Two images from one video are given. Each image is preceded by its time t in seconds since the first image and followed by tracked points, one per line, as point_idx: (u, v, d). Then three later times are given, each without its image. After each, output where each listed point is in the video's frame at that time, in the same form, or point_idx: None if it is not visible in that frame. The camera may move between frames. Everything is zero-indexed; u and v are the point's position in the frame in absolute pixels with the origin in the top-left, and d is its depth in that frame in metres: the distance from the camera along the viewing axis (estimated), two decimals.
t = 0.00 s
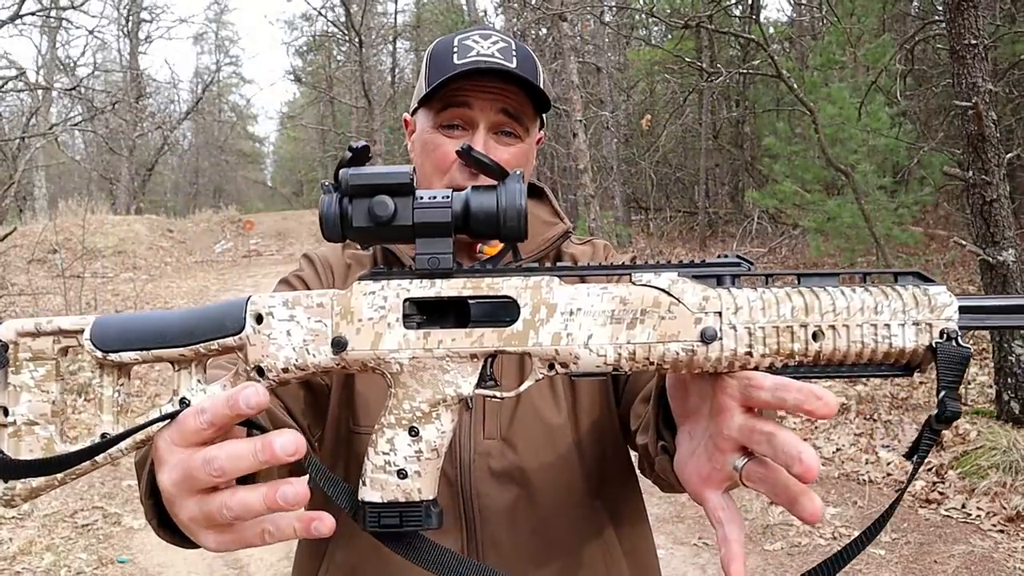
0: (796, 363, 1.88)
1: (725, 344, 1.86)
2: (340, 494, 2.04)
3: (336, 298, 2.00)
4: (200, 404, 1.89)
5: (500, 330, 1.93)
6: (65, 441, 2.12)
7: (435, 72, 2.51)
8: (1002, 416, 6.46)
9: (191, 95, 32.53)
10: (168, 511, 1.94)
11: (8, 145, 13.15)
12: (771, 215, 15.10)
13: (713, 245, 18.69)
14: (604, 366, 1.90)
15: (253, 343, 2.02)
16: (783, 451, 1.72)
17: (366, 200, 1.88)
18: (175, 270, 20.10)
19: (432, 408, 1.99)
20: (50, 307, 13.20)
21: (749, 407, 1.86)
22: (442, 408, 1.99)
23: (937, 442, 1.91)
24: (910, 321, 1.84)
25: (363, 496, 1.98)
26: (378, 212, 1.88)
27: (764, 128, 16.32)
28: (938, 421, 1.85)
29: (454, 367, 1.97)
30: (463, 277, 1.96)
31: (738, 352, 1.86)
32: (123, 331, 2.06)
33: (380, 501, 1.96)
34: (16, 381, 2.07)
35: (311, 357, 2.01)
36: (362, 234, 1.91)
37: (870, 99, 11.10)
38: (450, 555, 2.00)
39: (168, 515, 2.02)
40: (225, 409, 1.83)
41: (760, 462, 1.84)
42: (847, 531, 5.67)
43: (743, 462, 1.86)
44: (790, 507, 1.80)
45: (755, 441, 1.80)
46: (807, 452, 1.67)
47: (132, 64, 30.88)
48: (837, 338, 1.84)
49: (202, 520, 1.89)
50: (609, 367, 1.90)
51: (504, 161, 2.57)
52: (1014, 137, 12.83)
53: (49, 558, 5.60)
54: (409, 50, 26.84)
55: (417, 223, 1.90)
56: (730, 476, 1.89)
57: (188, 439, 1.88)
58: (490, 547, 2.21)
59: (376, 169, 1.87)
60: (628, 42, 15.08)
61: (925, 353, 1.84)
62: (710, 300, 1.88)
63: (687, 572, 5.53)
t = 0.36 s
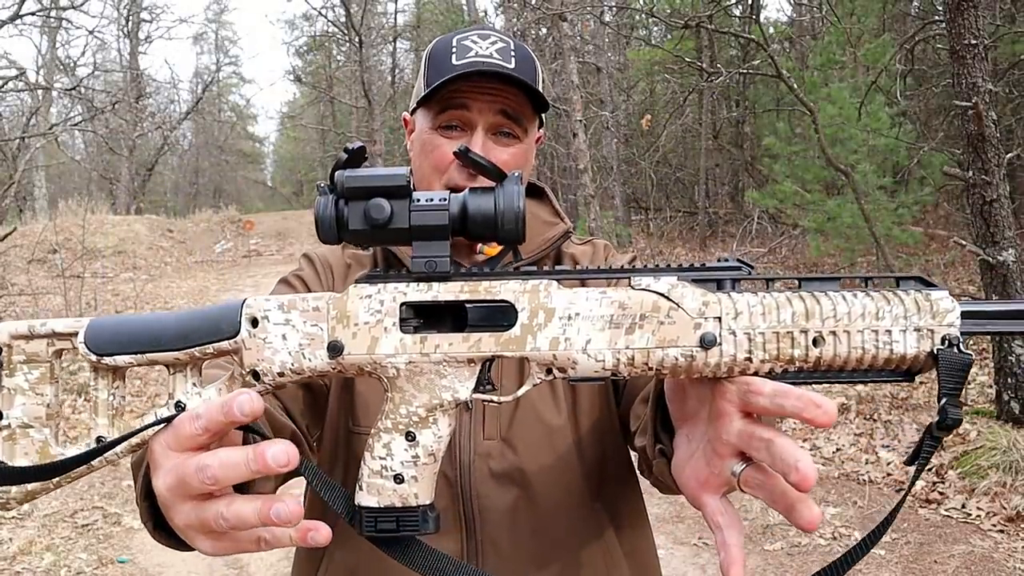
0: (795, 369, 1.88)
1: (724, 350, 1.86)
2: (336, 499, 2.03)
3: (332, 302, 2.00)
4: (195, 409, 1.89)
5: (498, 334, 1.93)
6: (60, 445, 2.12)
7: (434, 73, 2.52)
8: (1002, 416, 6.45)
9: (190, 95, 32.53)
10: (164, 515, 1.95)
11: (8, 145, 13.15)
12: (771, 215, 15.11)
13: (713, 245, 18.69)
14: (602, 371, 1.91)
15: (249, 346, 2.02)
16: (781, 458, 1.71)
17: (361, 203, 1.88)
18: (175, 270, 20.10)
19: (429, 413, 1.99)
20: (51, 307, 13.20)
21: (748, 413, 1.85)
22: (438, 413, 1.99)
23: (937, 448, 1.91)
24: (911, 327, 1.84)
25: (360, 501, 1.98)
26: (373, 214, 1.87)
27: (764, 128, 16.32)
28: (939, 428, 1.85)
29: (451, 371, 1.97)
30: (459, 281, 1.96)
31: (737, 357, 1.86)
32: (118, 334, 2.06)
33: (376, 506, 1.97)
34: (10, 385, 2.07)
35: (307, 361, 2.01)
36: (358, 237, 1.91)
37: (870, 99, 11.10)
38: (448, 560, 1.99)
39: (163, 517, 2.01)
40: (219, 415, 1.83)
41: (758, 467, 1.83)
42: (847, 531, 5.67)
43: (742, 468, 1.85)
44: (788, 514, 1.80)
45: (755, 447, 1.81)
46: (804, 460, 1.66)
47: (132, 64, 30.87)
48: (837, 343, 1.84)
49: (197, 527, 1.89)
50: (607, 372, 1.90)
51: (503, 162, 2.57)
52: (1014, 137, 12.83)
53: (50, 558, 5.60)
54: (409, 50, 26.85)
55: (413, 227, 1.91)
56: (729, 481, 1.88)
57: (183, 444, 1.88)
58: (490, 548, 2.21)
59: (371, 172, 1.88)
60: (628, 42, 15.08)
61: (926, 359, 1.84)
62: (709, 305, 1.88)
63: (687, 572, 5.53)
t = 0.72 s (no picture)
0: (792, 370, 1.89)
1: (720, 351, 1.87)
2: (333, 500, 2.02)
3: (329, 302, 2.00)
4: (193, 410, 1.89)
5: (494, 335, 1.94)
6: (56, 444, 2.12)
7: (432, 73, 2.52)
8: (1002, 416, 6.45)
9: (190, 94, 32.53)
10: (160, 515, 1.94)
11: (8, 145, 13.14)
12: (771, 215, 15.12)
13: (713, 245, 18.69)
14: (599, 371, 1.91)
15: (245, 346, 2.02)
16: (776, 459, 1.69)
17: (358, 202, 1.88)
18: (175, 270, 20.11)
19: (426, 413, 1.99)
20: (51, 307, 13.20)
21: (744, 412, 1.83)
22: (434, 412, 1.99)
23: (933, 449, 1.91)
24: (908, 328, 1.85)
25: (356, 501, 1.98)
26: (370, 214, 1.88)
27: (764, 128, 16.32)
28: (935, 429, 1.84)
29: (447, 372, 1.98)
30: (456, 281, 1.96)
31: (733, 358, 1.86)
32: (114, 333, 2.07)
33: (373, 506, 1.96)
34: (6, 385, 2.07)
35: (303, 362, 2.01)
36: (354, 236, 1.91)
37: (870, 99, 11.09)
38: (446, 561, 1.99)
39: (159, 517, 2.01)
40: (217, 418, 1.83)
41: (754, 468, 1.81)
42: (846, 531, 5.67)
43: (738, 468, 1.84)
44: (784, 517, 1.77)
45: (750, 448, 1.78)
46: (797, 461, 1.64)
47: (132, 63, 30.87)
48: (833, 345, 1.85)
49: (193, 528, 1.89)
50: (603, 372, 1.91)
51: (502, 161, 2.57)
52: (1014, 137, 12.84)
53: (49, 558, 5.60)
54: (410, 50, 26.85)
55: (410, 227, 1.91)
56: (725, 482, 1.87)
57: (180, 445, 1.88)
58: (490, 545, 2.22)
59: (368, 171, 1.88)
60: (628, 42, 15.09)
61: (922, 360, 1.85)
62: (707, 305, 1.88)
63: (687, 572, 5.54)
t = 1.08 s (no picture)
0: (790, 363, 1.89)
1: (718, 346, 1.87)
2: (334, 498, 2.03)
3: (328, 300, 2.00)
4: (194, 409, 1.89)
5: (492, 331, 1.94)
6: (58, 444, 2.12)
7: (432, 73, 2.52)
8: (1002, 416, 6.45)
9: (190, 95, 32.53)
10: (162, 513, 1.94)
11: (8, 145, 13.14)
12: (771, 215, 15.14)
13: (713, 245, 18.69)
14: (598, 367, 1.90)
15: (245, 345, 2.01)
16: (773, 452, 1.69)
17: (357, 201, 1.88)
18: (175, 270, 20.11)
19: (426, 410, 1.99)
20: (51, 307, 13.19)
21: (741, 407, 1.85)
22: (435, 409, 1.99)
23: (930, 443, 1.91)
24: (905, 322, 1.85)
25: (356, 498, 1.97)
26: (369, 212, 1.88)
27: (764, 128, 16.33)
28: (933, 422, 1.84)
29: (446, 368, 1.97)
30: (455, 278, 1.96)
31: (731, 353, 1.87)
32: (113, 333, 2.06)
33: (373, 503, 1.96)
34: (8, 384, 2.07)
35: (303, 359, 2.01)
36: (353, 234, 1.91)
37: (870, 99, 11.09)
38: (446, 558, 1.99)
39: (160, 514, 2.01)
40: (218, 417, 1.83)
41: (753, 463, 1.82)
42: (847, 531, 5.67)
43: (736, 462, 1.85)
44: (781, 509, 1.78)
45: (748, 441, 1.78)
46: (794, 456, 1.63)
47: (132, 63, 30.87)
48: (831, 338, 1.85)
49: (195, 525, 1.88)
50: (602, 368, 1.90)
51: (502, 160, 2.56)
52: (1014, 137, 12.85)
53: (49, 558, 5.60)
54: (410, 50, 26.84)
55: (410, 225, 1.90)
56: (724, 476, 1.87)
57: (181, 443, 1.88)
58: (489, 546, 2.22)
59: (366, 169, 1.87)
60: (628, 42, 15.09)
61: (920, 353, 1.85)
62: (704, 300, 1.88)
63: (687, 572, 5.53)
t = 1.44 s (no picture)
0: (789, 365, 1.89)
1: (718, 347, 1.87)
2: (336, 497, 2.03)
3: (330, 300, 2.00)
4: (197, 407, 1.89)
5: (493, 332, 1.94)
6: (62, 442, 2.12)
7: (434, 73, 2.52)
8: (1002, 416, 6.45)
9: (190, 95, 32.55)
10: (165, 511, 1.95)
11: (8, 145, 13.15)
12: (771, 215, 15.16)
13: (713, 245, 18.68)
14: (598, 368, 1.91)
15: (246, 345, 2.01)
16: (772, 452, 1.70)
17: (361, 201, 1.88)
18: (175, 270, 20.11)
19: (427, 410, 1.99)
20: (51, 307, 13.19)
21: (741, 407, 1.85)
22: (436, 409, 1.99)
23: (929, 444, 1.90)
24: (905, 324, 1.84)
25: (358, 497, 1.98)
26: (370, 213, 1.87)
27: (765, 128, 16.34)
28: (931, 424, 1.84)
29: (448, 369, 1.98)
30: (456, 278, 1.96)
31: (730, 354, 1.87)
32: (116, 334, 2.06)
33: (375, 502, 1.96)
34: (11, 383, 2.07)
35: (305, 359, 2.01)
36: (355, 235, 1.91)
37: (870, 99, 11.09)
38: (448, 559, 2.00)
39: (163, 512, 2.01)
40: (221, 416, 1.83)
41: (751, 463, 1.83)
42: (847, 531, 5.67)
43: (735, 462, 1.85)
44: (778, 510, 1.78)
45: (747, 442, 1.78)
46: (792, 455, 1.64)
47: (132, 64, 30.88)
48: (830, 340, 1.84)
49: (200, 524, 1.88)
50: (602, 369, 1.90)
51: (503, 162, 2.56)
52: (1014, 137, 12.85)
53: (50, 558, 5.60)
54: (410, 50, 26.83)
55: (412, 224, 1.90)
56: (722, 476, 1.88)
57: (184, 442, 1.88)
58: (490, 545, 2.22)
59: (370, 170, 1.87)
60: (628, 42, 15.09)
61: (918, 355, 1.85)
62: (704, 302, 1.88)
63: (687, 572, 5.53)
